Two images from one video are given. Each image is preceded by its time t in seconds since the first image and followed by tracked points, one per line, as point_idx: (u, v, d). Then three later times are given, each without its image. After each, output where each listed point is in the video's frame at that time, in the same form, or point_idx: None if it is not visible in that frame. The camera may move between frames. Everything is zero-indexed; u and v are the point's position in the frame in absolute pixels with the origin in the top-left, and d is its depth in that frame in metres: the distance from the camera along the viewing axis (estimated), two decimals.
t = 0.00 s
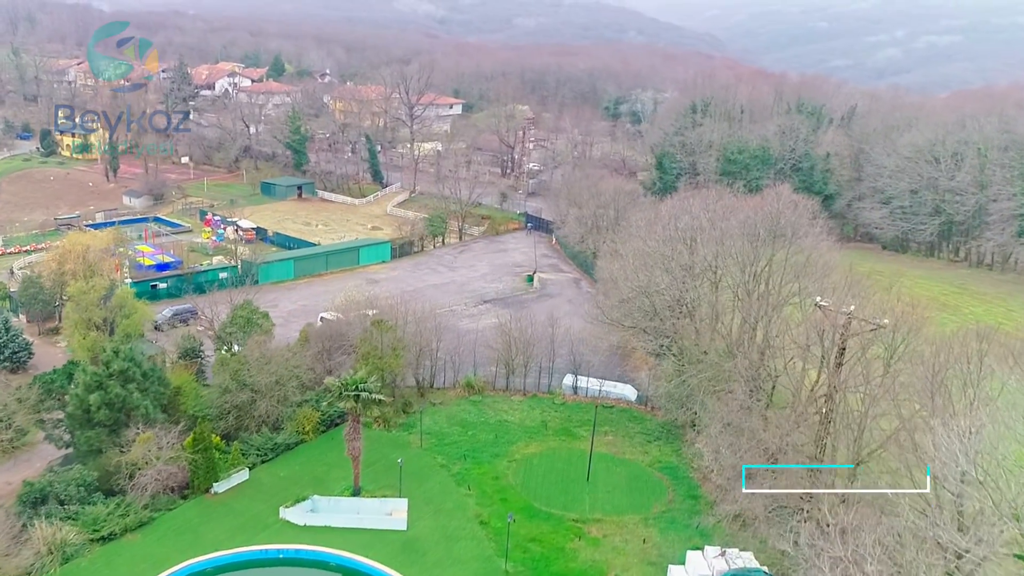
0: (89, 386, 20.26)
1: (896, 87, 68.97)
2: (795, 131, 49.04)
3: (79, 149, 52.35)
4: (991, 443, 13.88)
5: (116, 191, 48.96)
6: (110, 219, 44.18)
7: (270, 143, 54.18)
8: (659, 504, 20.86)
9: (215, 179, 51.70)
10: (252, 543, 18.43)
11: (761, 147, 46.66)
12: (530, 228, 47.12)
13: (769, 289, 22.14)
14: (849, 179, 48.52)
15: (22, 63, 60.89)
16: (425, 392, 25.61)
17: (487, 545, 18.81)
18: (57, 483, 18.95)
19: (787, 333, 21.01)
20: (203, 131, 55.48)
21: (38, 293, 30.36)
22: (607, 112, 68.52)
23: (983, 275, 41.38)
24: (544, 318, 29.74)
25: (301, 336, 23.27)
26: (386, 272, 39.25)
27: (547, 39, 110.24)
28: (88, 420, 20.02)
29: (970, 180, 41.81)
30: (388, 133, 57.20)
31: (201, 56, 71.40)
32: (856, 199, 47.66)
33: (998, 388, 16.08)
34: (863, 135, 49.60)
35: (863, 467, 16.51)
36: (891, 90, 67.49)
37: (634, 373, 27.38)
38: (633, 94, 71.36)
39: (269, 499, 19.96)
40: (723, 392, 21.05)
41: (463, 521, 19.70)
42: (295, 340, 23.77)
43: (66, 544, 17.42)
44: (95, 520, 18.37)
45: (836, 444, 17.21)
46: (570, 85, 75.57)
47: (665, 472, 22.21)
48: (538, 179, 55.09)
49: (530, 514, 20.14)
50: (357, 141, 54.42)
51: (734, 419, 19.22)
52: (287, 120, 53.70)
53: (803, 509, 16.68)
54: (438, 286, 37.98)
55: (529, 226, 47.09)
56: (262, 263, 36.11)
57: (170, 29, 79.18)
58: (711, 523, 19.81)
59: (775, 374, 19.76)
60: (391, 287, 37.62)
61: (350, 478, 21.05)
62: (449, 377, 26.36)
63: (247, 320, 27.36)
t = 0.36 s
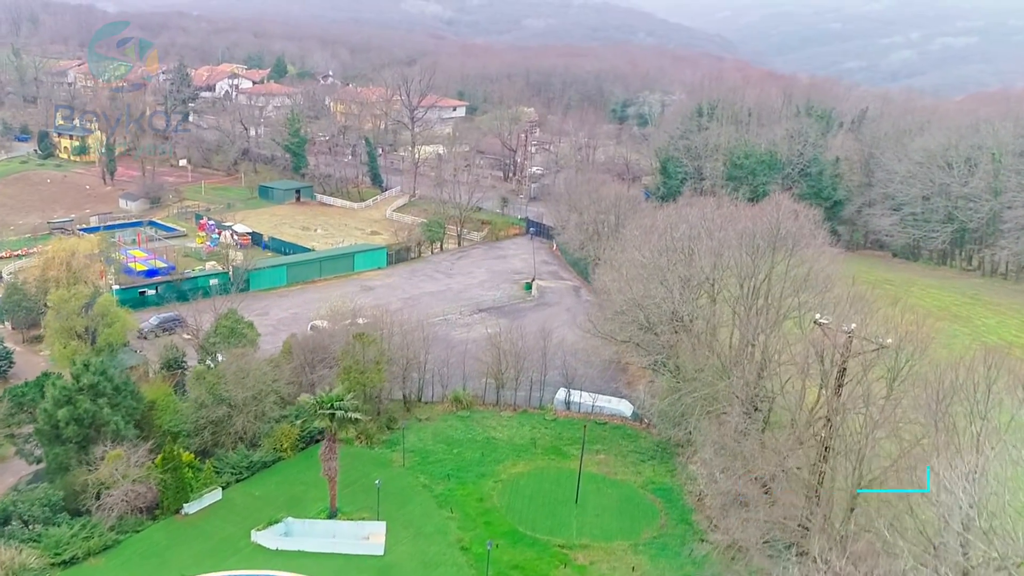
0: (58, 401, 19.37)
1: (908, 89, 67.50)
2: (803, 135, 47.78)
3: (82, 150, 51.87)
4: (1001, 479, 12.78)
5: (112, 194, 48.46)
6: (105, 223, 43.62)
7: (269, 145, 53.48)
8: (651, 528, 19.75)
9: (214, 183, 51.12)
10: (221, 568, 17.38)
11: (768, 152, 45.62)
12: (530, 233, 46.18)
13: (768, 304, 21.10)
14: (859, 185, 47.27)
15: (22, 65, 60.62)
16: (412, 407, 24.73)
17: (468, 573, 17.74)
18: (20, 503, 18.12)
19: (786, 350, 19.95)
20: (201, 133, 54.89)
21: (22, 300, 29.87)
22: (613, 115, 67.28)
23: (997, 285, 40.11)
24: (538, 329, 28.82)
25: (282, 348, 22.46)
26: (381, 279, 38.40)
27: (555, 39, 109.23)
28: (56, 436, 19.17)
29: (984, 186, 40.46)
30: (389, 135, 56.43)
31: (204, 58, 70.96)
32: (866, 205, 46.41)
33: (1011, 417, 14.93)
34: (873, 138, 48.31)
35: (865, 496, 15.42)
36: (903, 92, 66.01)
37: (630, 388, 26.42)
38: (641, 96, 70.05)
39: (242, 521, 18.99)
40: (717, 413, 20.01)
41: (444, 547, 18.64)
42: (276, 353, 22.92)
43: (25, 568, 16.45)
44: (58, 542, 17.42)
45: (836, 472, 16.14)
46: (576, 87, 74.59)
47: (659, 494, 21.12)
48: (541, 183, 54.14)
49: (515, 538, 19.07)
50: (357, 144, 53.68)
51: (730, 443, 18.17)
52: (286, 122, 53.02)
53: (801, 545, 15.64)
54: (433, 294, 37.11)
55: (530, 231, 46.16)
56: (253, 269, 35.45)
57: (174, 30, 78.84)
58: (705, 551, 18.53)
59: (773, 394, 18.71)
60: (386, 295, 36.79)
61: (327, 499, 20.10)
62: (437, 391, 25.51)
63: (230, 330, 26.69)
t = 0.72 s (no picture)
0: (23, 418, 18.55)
1: (918, 91, 66.19)
2: (809, 138, 46.64)
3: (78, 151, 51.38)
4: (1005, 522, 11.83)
5: (106, 197, 47.91)
6: (97, 226, 43.06)
7: (265, 147, 52.78)
8: (639, 553, 18.76)
9: (209, 185, 50.48)
10: None
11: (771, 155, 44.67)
12: (530, 238, 45.25)
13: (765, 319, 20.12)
14: (865, 189, 46.13)
15: (19, 65, 60.22)
16: (396, 421, 23.91)
17: None
18: None
19: (781, 368, 18.97)
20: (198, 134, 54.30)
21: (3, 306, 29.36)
22: (618, 115, 65.71)
23: (1008, 294, 39.00)
24: (529, 341, 27.96)
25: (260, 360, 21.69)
26: (373, 285, 37.65)
27: (561, 39, 108.23)
28: (21, 454, 18.37)
29: (995, 191, 39.22)
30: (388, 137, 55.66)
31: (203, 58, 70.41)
32: (873, 210, 45.29)
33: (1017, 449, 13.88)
34: (881, 141, 47.13)
35: (861, 527, 14.40)
36: (913, 94, 64.68)
37: (623, 402, 25.50)
38: (646, 96, 68.80)
39: (211, 544, 18.09)
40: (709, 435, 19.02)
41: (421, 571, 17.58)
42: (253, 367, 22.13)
43: None
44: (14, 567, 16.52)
45: (833, 502, 15.12)
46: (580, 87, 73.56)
47: (648, 516, 20.13)
48: (541, 186, 53.24)
49: (496, 563, 18.05)
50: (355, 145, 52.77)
51: (720, 468, 17.21)
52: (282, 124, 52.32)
53: None
54: (427, 302, 36.32)
55: (529, 235, 45.24)
56: (242, 275, 34.76)
57: (176, 31, 78.36)
58: None
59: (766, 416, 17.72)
60: (379, 302, 36.04)
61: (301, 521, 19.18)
62: (423, 406, 24.72)
63: (212, 340, 25.72)
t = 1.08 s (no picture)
0: None
1: (925, 94, 65.01)
2: (811, 142, 45.68)
3: (69, 153, 50.88)
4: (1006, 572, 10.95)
5: (98, 200, 47.34)
6: (86, 231, 42.43)
7: (260, 150, 52.11)
8: None
9: (203, 188, 49.84)
10: None
11: (773, 159, 43.72)
12: (527, 244, 44.34)
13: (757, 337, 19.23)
14: (870, 194, 45.08)
15: (14, 66, 59.74)
16: (377, 438, 23.13)
17: None
18: None
19: (772, 390, 18.12)
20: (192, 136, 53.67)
21: None
22: (620, 118, 64.70)
23: (1016, 304, 37.88)
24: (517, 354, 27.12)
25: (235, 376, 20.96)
26: (364, 292, 36.89)
27: (564, 40, 107.34)
28: None
29: (1002, 198, 38.17)
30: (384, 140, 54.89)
31: (201, 60, 69.91)
32: (877, 216, 44.25)
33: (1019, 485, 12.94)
34: (886, 145, 46.04)
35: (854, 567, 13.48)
36: (920, 97, 63.49)
37: (613, 418, 24.62)
38: (648, 98, 67.77)
39: (173, 570, 17.16)
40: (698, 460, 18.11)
41: None
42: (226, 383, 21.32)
43: None
44: None
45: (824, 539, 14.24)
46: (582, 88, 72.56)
47: (634, 542, 19.12)
48: (539, 190, 52.36)
49: None
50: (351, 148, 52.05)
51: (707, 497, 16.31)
52: (277, 126, 51.62)
53: None
54: (418, 310, 35.54)
55: (525, 240, 44.36)
56: (229, 282, 34.10)
57: (175, 32, 77.96)
58: None
59: (755, 440, 16.83)
60: (368, 311, 35.28)
61: (270, 545, 18.27)
62: (406, 421, 23.93)
63: (189, 353, 24.95)
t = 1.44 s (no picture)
0: None
1: (930, 96, 63.95)
2: (812, 146, 44.78)
3: (58, 158, 50.41)
4: None
5: (87, 204, 46.71)
6: (72, 236, 41.78)
7: (253, 152, 51.35)
8: None
9: (195, 192, 49.19)
10: None
11: (772, 164, 42.86)
12: (522, 250, 43.46)
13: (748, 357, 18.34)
14: (871, 201, 44.13)
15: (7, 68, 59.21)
16: (355, 456, 22.34)
17: None
18: None
19: (760, 414, 17.32)
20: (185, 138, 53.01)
21: None
22: (620, 120, 63.64)
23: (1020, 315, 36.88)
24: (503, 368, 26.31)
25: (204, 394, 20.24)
26: (352, 300, 36.13)
27: (566, 42, 106.53)
28: None
29: (1007, 205, 37.19)
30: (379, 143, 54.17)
31: (197, 61, 69.33)
32: (879, 223, 43.31)
33: (1017, 527, 12.05)
34: (888, 150, 45.07)
35: None
36: (925, 99, 62.47)
37: (601, 436, 23.78)
38: (649, 101, 66.77)
39: None
40: (683, 487, 17.26)
41: None
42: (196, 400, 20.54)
43: None
44: None
45: None
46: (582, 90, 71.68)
47: (617, 568, 18.07)
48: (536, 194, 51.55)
49: None
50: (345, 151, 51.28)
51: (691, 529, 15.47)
52: (270, 129, 50.91)
53: None
54: (407, 319, 34.74)
55: (519, 247, 43.58)
56: (213, 290, 33.44)
57: (172, 33, 77.46)
58: None
59: (741, 468, 16.00)
60: (356, 319, 34.49)
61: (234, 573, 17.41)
62: (386, 439, 23.12)
63: (164, 366, 24.13)
